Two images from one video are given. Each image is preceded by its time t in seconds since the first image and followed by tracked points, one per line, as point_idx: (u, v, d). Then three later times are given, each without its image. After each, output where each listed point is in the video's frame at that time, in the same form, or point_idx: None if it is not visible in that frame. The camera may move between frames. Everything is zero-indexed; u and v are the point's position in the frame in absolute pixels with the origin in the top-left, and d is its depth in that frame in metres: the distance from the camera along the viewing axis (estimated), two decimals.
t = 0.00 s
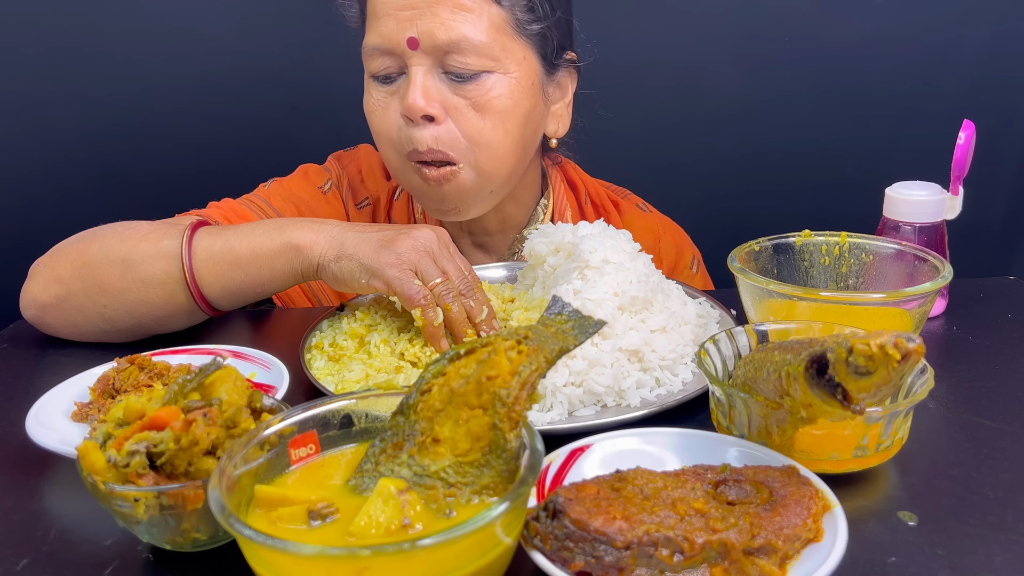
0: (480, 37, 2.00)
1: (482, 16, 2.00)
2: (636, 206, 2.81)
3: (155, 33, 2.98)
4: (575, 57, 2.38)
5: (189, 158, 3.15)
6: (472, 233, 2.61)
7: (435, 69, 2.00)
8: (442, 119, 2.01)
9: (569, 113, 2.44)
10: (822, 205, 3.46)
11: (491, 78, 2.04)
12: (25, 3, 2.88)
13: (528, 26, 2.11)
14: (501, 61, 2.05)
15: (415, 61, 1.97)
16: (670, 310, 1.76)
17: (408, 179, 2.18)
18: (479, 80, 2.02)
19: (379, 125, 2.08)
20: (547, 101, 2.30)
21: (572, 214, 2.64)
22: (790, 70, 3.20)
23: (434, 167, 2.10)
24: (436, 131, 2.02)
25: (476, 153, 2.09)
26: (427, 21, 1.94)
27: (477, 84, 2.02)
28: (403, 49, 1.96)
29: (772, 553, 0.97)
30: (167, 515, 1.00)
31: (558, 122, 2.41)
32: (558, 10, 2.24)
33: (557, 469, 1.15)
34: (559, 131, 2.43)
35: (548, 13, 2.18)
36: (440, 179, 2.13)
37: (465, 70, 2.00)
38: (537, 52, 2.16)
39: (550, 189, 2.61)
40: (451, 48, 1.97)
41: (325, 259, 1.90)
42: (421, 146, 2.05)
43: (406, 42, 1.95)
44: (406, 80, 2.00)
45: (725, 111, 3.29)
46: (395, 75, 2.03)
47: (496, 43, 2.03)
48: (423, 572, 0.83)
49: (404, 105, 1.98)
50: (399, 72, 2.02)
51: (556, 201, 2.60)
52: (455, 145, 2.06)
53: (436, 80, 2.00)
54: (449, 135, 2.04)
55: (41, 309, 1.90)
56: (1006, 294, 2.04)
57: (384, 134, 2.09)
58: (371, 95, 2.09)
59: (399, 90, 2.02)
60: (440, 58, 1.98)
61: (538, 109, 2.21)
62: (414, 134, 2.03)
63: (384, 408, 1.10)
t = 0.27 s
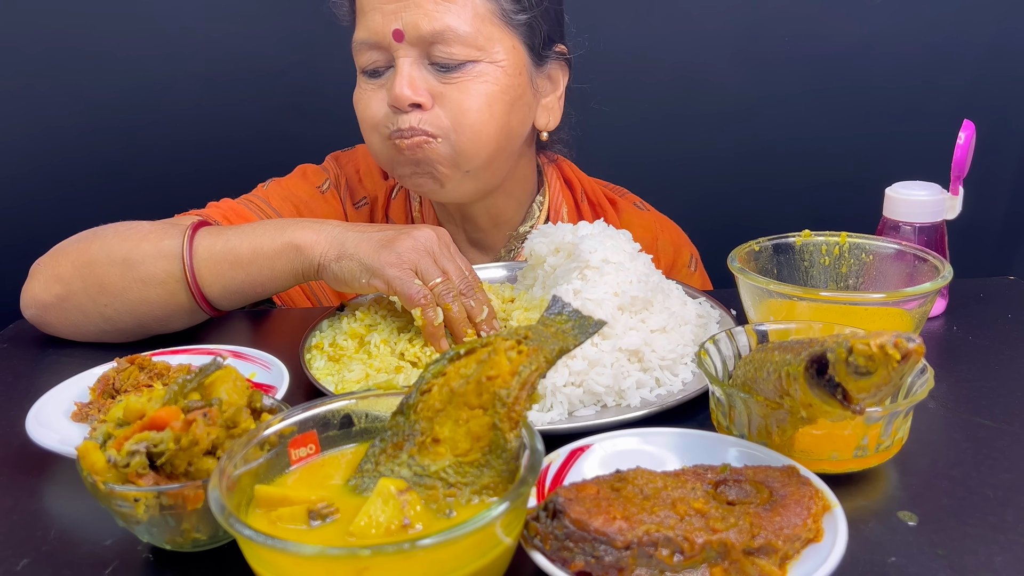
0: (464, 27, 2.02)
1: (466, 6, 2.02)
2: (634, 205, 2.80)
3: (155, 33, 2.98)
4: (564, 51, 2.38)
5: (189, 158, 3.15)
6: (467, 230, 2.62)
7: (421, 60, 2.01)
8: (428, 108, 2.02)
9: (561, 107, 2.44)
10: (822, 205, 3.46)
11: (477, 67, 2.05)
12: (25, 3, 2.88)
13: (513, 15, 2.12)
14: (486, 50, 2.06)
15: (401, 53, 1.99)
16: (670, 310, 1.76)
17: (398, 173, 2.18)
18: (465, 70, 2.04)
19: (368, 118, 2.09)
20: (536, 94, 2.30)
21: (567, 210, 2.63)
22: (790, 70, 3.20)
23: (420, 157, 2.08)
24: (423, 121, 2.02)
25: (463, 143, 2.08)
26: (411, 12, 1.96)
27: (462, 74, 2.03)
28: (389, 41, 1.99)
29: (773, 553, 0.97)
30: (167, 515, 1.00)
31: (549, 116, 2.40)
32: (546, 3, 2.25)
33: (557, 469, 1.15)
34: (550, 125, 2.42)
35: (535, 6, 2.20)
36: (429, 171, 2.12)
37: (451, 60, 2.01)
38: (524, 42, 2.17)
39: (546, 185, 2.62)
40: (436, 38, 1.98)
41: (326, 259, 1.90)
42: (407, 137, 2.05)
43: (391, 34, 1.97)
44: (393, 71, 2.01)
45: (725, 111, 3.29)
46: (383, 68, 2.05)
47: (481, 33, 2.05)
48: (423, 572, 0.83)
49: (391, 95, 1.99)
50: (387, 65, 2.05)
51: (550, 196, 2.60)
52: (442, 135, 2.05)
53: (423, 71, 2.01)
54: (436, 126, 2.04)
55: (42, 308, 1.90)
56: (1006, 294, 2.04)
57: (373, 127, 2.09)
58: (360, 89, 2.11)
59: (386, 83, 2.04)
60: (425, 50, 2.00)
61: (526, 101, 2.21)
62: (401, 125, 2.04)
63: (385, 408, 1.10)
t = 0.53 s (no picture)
0: (474, 27, 2.03)
1: (476, 6, 2.03)
2: (634, 206, 2.80)
3: (155, 33, 2.98)
4: (571, 55, 2.39)
5: (189, 157, 3.15)
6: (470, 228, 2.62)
7: (429, 60, 2.01)
8: (434, 108, 2.01)
9: (564, 110, 2.45)
10: (822, 205, 3.46)
11: (484, 68, 2.05)
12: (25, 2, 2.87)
13: (521, 17, 2.13)
14: (494, 51, 2.07)
15: (409, 51, 1.99)
16: (670, 310, 1.76)
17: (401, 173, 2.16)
18: (472, 70, 2.04)
19: (373, 117, 2.08)
20: (541, 97, 2.31)
21: (568, 211, 2.63)
22: (790, 70, 3.20)
23: (424, 157, 2.07)
24: (429, 120, 2.02)
25: (468, 144, 2.07)
26: (421, 11, 1.97)
27: (470, 74, 2.03)
28: (398, 40, 1.99)
29: (773, 553, 0.97)
30: (167, 515, 1.00)
31: (552, 118, 2.41)
32: (554, 6, 2.26)
33: (557, 469, 1.15)
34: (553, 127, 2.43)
35: (544, 9, 2.21)
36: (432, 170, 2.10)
37: (459, 60, 2.02)
38: (531, 44, 2.18)
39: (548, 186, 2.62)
40: (446, 37, 1.99)
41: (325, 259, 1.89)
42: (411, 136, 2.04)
43: (400, 33, 1.98)
44: (400, 70, 2.01)
45: (725, 111, 3.29)
46: (390, 67, 2.05)
47: (489, 34, 2.06)
48: (423, 572, 0.83)
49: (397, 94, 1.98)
50: (393, 63, 2.04)
51: (551, 197, 2.60)
52: (447, 135, 2.04)
53: (430, 70, 2.01)
54: (442, 125, 2.03)
55: (40, 308, 1.90)
56: (1006, 294, 2.04)
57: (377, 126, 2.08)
58: (366, 87, 2.10)
59: (393, 81, 2.03)
60: (434, 49, 2.00)
61: (531, 104, 2.21)
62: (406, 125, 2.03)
63: (385, 408, 1.10)
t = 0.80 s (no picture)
0: (514, 32, 2.03)
1: (517, 12, 2.02)
2: (639, 206, 2.81)
3: (155, 33, 2.98)
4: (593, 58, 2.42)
5: (189, 157, 3.15)
6: (478, 223, 2.64)
7: (467, 61, 2.01)
8: (473, 110, 2.03)
9: (581, 112, 2.48)
10: (822, 205, 3.47)
11: (521, 74, 2.07)
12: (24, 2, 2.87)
13: (557, 25, 2.14)
14: (531, 58, 2.08)
15: (448, 53, 1.99)
16: (670, 310, 1.76)
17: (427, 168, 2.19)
18: (511, 74, 2.05)
19: (405, 114, 2.07)
20: (565, 100, 2.33)
21: (575, 208, 2.63)
22: (790, 69, 3.20)
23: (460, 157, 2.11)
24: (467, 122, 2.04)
25: (504, 145, 2.12)
26: (465, 14, 1.95)
27: (508, 78, 2.05)
28: (438, 40, 1.98)
29: (772, 553, 0.97)
30: (167, 515, 1.00)
31: (571, 120, 2.44)
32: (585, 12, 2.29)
33: (557, 469, 1.15)
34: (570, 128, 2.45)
35: (577, 16, 2.23)
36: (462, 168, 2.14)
37: (498, 64, 2.02)
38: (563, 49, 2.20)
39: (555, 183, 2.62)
40: (487, 42, 1.98)
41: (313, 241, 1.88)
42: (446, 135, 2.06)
43: (441, 33, 1.96)
44: (437, 71, 2.01)
45: (724, 110, 3.28)
46: (424, 65, 2.04)
47: (529, 40, 2.06)
48: (424, 572, 0.83)
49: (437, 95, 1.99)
50: (428, 63, 2.03)
51: (559, 195, 2.60)
52: (482, 137, 2.08)
53: (468, 73, 2.02)
54: (477, 127, 2.06)
55: (36, 307, 1.91)
56: (1006, 294, 2.04)
57: (407, 121, 2.08)
58: (396, 83, 2.08)
59: (429, 81, 2.03)
60: (473, 52, 2.00)
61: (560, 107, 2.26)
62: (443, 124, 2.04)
63: (385, 408, 1.10)
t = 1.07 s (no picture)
0: (568, 35, 2.11)
1: (572, 17, 2.12)
2: (645, 206, 2.82)
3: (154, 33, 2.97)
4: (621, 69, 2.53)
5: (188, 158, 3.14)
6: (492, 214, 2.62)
7: (519, 57, 2.07)
8: (520, 105, 2.08)
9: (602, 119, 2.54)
10: (823, 205, 3.46)
11: (567, 76, 2.14)
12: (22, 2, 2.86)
13: (603, 35, 2.25)
14: (578, 61, 2.16)
15: (502, 46, 2.05)
16: (670, 310, 1.76)
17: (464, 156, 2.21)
18: (558, 74, 2.13)
19: (449, 102, 2.11)
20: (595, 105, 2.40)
21: (583, 205, 2.62)
22: (791, 69, 3.19)
23: (500, 149, 2.15)
24: (511, 116, 2.09)
25: (541, 142, 2.18)
26: (526, 12, 2.02)
27: (556, 78, 2.12)
28: (495, 34, 2.04)
29: (773, 553, 0.97)
30: (167, 515, 1.00)
31: (596, 126, 2.49)
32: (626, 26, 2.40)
33: (557, 469, 1.15)
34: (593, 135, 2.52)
35: (620, 27, 2.34)
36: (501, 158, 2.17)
37: (549, 65, 2.10)
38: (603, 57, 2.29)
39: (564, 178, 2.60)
40: (543, 41, 2.06)
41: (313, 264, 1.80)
42: (490, 126, 2.11)
43: (500, 27, 2.02)
44: (489, 63, 2.06)
45: (725, 111, 3.28)
46: (475, 56, 2.09)
47: (580, 45, 2.15)
48: (424, 572, 0.83)
49: (487, 86, 2.04)
50: (479, 53, 2.09)
51: (567, 189, 2.59)
52: (526, 130, 2.12)
53: (519, 68, 2.08)
54: (523, 121, 2.10)
55: (50, 302, 1.91)
56: (1006, 294, 2.05)
57: (452, 108, 2.12)
58: (441, 69, 2.11)
59: (480, 70, 2.08)
60: (528, 49, 2.06)
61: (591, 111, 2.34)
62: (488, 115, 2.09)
63: (384, 408, 1.10)
